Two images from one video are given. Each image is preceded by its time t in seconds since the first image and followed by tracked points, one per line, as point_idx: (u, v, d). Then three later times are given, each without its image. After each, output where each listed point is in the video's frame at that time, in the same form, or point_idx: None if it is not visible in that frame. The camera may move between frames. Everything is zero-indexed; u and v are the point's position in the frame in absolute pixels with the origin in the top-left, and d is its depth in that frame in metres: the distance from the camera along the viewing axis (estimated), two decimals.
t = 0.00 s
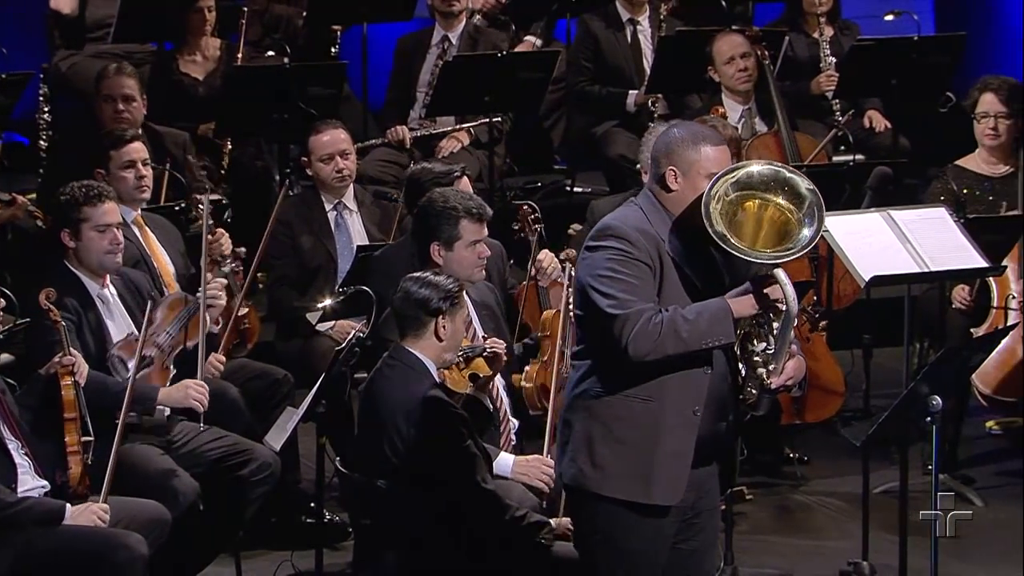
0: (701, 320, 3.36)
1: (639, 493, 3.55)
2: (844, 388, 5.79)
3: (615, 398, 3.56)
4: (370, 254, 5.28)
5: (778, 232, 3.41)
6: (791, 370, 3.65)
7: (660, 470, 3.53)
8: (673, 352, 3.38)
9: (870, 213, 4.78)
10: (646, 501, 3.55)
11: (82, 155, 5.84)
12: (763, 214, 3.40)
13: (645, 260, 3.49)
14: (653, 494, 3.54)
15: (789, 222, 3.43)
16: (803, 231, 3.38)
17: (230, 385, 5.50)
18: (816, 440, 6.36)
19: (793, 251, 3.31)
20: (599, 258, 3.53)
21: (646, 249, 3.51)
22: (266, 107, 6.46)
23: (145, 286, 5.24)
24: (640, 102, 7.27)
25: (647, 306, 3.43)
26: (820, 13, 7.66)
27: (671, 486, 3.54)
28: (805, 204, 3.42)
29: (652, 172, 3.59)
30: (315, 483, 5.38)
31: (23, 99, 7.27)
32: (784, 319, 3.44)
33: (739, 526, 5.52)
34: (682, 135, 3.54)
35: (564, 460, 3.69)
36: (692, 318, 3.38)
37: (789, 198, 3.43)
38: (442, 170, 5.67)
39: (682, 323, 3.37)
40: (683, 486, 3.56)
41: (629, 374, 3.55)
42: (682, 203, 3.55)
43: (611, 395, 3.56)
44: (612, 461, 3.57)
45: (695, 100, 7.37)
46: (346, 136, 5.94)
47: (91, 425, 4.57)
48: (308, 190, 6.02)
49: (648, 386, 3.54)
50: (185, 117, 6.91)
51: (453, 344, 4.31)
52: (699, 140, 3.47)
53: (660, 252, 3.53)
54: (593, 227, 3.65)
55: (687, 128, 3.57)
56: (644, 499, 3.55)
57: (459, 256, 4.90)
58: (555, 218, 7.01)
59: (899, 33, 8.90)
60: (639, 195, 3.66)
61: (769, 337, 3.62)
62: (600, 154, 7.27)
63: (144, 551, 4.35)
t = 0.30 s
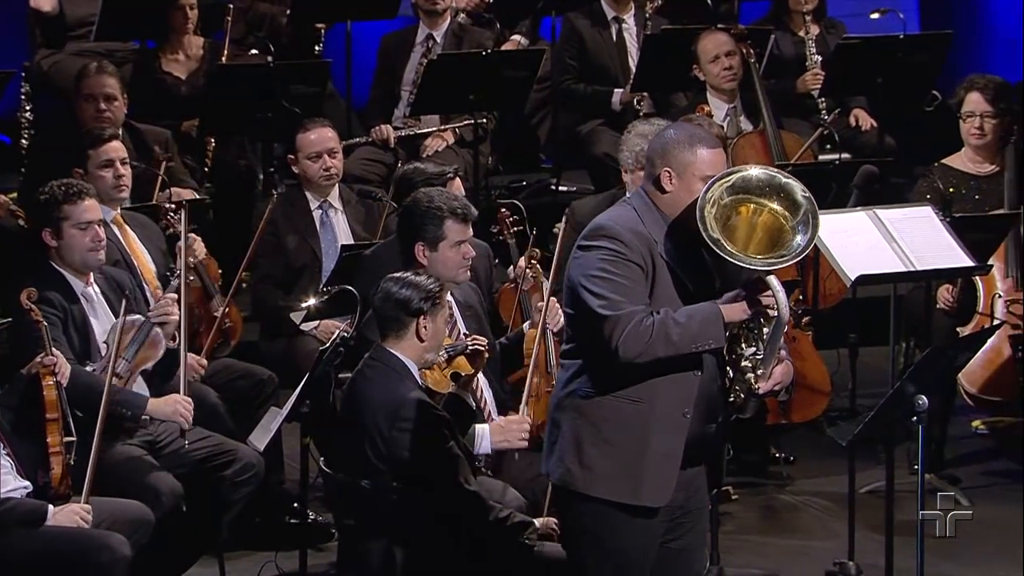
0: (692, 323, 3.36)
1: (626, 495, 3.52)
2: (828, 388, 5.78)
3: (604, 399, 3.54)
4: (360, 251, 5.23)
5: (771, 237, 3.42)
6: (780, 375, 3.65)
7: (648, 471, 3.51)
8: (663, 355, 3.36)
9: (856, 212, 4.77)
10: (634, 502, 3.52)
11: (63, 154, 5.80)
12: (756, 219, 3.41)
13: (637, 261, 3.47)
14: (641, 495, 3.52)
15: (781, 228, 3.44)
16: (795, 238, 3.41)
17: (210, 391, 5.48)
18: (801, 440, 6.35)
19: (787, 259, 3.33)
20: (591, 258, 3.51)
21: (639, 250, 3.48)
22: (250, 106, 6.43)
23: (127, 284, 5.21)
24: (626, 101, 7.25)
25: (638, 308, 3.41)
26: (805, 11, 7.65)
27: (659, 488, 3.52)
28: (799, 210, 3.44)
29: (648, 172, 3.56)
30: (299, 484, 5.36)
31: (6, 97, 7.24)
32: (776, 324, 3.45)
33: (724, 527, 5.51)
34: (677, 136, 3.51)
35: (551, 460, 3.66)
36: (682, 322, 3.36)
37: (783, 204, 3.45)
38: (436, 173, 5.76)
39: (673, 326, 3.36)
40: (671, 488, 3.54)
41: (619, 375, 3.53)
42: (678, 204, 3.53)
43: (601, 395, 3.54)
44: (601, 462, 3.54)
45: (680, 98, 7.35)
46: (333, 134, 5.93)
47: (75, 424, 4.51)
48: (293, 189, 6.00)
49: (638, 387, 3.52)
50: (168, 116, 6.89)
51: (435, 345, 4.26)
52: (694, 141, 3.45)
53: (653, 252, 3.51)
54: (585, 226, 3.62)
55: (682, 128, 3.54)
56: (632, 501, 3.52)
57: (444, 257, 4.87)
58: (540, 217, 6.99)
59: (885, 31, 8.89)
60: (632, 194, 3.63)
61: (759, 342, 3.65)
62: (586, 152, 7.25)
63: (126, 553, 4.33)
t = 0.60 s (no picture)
0: (679, 327, 3.31)
1: (614, 497, 3.47)
2: (819, 388, 5.73)
3: (592, 400, 3.49)
4: (346, 251, 5.17)
5: (761, 241, 3.37)
6: (767, 378, 3.63)
7: (636, 474, 3.46)
8: (650, 359, 3.31)
9: (845, 211, 4.72)
10: (621, 505, 3.47)
11: (43, 152, 5.75)
12: (747, 221, 3.36)
13: (625, 263, 3.41)
14: (629, 498, 3.47)
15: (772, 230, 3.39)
16: (786, 241, 3.36)
17: (193, 391, 5.42)
18: (790, 441, 6.32)
19: (777, 263, 3.28)
20: (579, 259, 3.46)
21: (628, 251, 3.42)
22: (233, 104, 6.38)
23: (109, 284, 5.15)
24: (613, 98, 7.21)
25: (626, 311, 3.36)
26: (793, 8, 7.61)
27: (647, 491, 3.47)
28: (790, 213, 3.39)
29: (638, 173, 3.51)
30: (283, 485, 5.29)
31: None
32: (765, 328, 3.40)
33: (713, 528, 5.45)
34: (668, 136, 3.45)
35: (539, 461, 3.61)
36: (670, 325, 3.31)
37: (774, 207, 3.40)
38: (425, 172, 5.69)
39: (660, 330, 3.31)
40: (659, 491, 3.48)
41: (607, 377, 3.47)
42: (668, 206, 3.48)
43: (589, 397, 3.49)
44: (588, 464, 3.49)
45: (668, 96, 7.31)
46: (320, 133, 5.88)
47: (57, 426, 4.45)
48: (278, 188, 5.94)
49: (626, 389, 3.47)
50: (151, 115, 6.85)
51: (417, 349, 4.21)
52: (685, 142, 3.39)
53: (643, 254, 3.45)
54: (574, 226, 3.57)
55: (674, 128, 3.49)
56: (619, 504, 3.47)
57: (430, 257, 4.81)
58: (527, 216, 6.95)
59: (874, 29, 8.85)
60: (622, 194, 3.57)
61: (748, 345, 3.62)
62: (572, 150, 7.21)
63: (107, 556, 4.28)
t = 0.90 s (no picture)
0: (662, 335, 3.26)
1: (598, 503, 3.43)
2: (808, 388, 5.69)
3: (576, 406, 3.43)
4: (331, 250, 5.12)
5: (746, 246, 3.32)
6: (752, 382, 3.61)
7: (621, 481, 3.41)
8: (632, 366, 3.27)
9: (834, 209, 4.66)
10: (605, 511, 3.43)
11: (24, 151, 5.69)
12: (731, 227, 3.29)
13: (609, 268, 3.36)
14: (612, 504, 3.42)
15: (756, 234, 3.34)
16: (770, 247, 3.31)
17: (177, 390, 5.37)
18: (778, 441, 6.28)
19: (762, 273, 3.25)
20: (562, 264, 3.40)
21: (611, 256, 3.37)
22: (217, 102, 6.34)
23: (93, 284, 5.09)
24: (600, 96, 7.19)
25: (608, 318, 3.31)
26: (781, 6, 7.57)
27: (631, 498, 3.42)
28: (775, 218, 3.33)
29: (623, 176, 3.45)
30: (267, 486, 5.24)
31: None
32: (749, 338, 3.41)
33: (701, 529, 5.41)
34: (654, 139, 3.39)
35: (523, 465, 3.56)
36: (653, 333, 3.27)
37: (759, 211, 3.33)
38: (415, 173, 5.64)
39: (643, 337, 3.26)
40: (643, 496, 3.44)
41: (591, 381, 3.42)
42: (652, 209, 3.42)
43: (572, 402, 3.44)
44: (572, 470, 3.44)
45: (655, 94, 7.27)
46: (305, 130, 5.83)
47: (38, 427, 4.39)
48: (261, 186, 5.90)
49: (610, 393, 3.42)
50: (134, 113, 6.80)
51: (400, 352, 4.17)
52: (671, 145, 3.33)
53: (627, 259, 3.40)
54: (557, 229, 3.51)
55: (660, 130, 3.43)
56: (603, 510, 3.43)
57: (412, 257, 4.76)
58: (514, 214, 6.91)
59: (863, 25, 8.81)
60: (607, 196, 3.52)
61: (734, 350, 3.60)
62: (558, 148, 7.17)
63: (89, 558, 4.22)
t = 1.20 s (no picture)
0: (642, 347, 3.24)
1: (581, 512, 3.38)
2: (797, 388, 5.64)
3: (557, 415, 3.39)
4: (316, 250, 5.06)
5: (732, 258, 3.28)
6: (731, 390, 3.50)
7: (604, 490, 3.36)
8: (611, 379, 3.25)
9: (823, 208, 4.60)
10: (587, 520, 3.38)
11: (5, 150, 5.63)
12: (716, 239, 3.25)
13: (589, 277, 3.31)
14: (594, 513, 3.37)
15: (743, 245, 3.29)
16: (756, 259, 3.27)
17: (161, 391, 5.32)
18: (767, 441, 6.24)
19: (746, 286, 3.21)
20: (542, 273, 3.35)
21: (592, 265, 3.32)
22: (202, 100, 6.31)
23: (77, 286, 5.03)
24: (587, 94, 7.15)
25: (588, 329, 3.27)
26: (770, 3, 7.53)
27: (614, 507, 3.38)
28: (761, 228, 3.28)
29: (607, 183, 3.41)
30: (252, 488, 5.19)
31: None
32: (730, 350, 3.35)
33: (689, 531, 5.36)
34: (638, 145, 3.35)
35: (505, 473, 3.51)
36: (632, 345, 3.24)
37: (745, 224, 3.28)
38: (403, 172, 5.59)
39: (623, 349, 3.24)
40: (626, 505, 3.40)
41: (573, 390, 3.38)
42: (635, 217, 3.38)
43: (554, 411, 3.40)
44: (555, 478, 3.39)
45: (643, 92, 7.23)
46: (288, 129, 5.80)
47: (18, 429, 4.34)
48: (245, 185, 5.85)
49: (592, 402, 3.38)
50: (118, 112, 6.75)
51: (382, 355, 4.12)
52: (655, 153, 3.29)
53: (608, 268, 3.35)
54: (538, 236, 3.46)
55: (644, 136, 3.38)
56: (586, 519, 3.38)
57: (395, 258, 4.71)
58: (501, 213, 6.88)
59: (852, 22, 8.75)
60: (589, 201, 3.48)
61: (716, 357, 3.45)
62: (546, 145, 7.13)
63: (71, 561, 4.17)
